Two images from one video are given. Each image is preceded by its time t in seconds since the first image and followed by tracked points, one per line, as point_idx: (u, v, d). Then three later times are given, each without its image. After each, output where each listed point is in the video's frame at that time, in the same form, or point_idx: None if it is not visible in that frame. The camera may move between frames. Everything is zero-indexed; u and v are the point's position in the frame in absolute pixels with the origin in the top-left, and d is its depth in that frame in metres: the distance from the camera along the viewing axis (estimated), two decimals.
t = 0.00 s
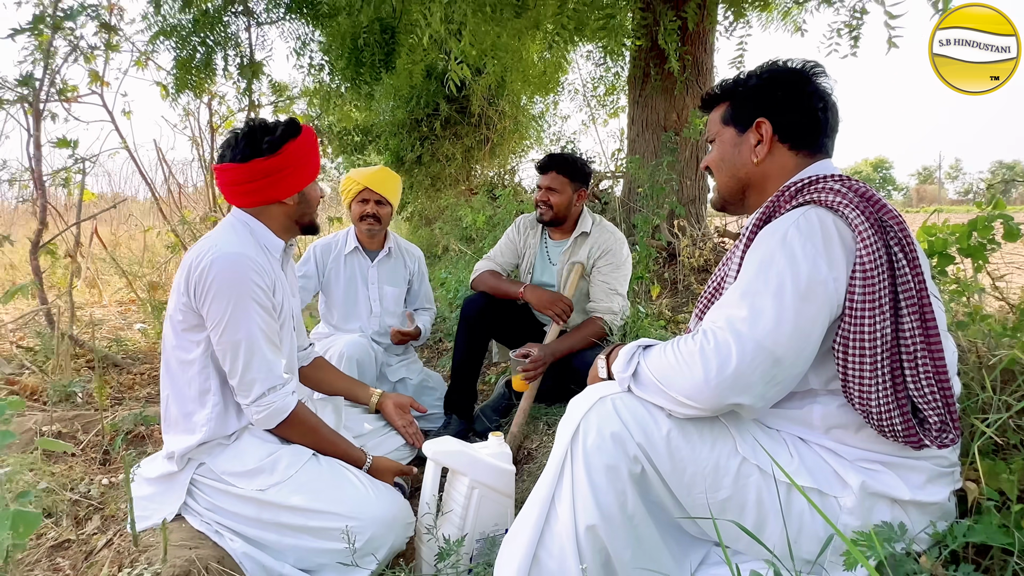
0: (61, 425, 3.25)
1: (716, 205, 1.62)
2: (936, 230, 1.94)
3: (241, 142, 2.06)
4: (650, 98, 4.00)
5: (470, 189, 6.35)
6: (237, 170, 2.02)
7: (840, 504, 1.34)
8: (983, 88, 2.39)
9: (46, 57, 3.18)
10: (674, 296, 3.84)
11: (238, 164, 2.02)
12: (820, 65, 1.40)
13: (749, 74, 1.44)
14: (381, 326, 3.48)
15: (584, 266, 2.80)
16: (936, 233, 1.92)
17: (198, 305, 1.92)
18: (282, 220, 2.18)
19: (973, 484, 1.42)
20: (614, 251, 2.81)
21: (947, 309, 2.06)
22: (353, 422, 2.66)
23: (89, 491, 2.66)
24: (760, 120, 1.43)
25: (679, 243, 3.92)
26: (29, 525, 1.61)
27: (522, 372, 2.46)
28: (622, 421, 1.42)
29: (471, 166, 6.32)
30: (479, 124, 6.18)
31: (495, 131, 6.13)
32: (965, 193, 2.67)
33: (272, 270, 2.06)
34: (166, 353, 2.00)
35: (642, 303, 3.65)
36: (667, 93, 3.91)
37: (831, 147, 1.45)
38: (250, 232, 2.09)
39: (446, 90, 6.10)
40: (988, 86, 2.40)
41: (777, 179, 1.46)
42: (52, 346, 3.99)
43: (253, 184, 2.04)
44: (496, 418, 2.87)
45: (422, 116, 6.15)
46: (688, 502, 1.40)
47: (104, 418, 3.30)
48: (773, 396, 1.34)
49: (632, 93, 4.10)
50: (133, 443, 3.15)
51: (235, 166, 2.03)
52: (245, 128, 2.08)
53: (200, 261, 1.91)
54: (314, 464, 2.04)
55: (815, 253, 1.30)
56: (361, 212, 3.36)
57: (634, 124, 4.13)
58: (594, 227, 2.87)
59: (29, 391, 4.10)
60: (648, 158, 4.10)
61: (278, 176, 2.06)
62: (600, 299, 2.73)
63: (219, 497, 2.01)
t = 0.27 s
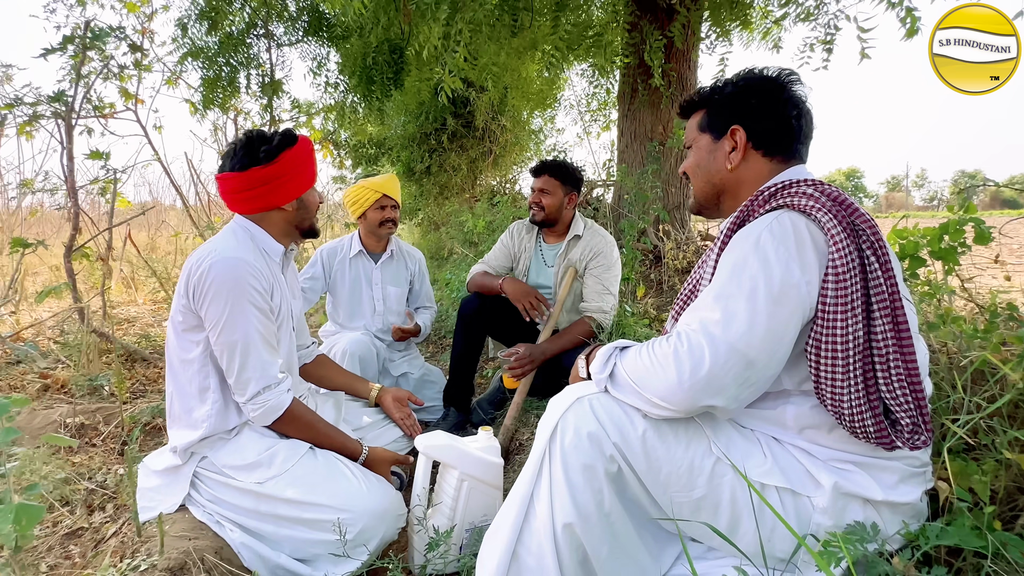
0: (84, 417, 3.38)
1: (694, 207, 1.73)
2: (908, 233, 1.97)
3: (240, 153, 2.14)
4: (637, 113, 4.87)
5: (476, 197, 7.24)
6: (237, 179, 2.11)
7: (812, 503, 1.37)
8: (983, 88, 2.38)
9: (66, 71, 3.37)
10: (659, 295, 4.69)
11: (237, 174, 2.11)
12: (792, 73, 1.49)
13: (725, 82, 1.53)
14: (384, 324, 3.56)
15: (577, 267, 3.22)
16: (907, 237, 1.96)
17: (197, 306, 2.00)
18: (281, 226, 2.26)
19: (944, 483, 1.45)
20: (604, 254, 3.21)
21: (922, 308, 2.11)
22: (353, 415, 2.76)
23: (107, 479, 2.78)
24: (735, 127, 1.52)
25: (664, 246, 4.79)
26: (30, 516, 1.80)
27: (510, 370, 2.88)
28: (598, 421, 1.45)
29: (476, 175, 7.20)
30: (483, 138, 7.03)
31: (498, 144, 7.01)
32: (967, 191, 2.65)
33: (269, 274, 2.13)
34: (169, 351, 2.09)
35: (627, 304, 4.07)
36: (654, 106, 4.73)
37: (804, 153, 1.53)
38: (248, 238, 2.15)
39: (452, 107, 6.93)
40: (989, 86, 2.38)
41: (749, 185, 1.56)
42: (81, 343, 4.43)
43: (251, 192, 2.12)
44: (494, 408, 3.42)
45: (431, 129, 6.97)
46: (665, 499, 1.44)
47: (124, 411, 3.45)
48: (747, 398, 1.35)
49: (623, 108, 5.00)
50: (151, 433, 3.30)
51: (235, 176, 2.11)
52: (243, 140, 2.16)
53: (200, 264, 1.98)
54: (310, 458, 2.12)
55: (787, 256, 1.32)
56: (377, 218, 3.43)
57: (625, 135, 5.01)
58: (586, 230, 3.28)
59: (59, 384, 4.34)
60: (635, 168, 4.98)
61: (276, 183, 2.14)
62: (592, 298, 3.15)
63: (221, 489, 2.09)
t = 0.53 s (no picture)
0: (92, 415, 3.42)
1: (690, 210, 1.77)
2: (901, 235, 1.96)
3: (241, 156, 2.15)
4: (635, 117, 5.11)
5: (478, 199, 7.33)
6: (238, 181, 2.12)
7: (806, 506, 1.36)
8: (983, 89, 2.35)
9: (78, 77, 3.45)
10: (655, 295, 4.82)
11: (238, 176, 2.12)
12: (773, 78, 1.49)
13: (704, 92, 1.56)
14: (386, 324, 3.57)
15: (575, 272, 3.23)
16: (902, 238, 1.95)
17: (199, 306, 2.01)
18: (281, 228, 2.27)
19: (938, 486, 1.45)
20: (602, 259, 3.22)
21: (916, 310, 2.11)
22: (353, 414, 2.79)
23: (111, 476, 2.81)
24: (717, 137, 1.55)
25: (660, 247, 4.91)
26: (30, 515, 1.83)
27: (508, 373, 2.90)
28: (591, 423, 1.45)
29: (478, 178, 7.30)
30: (485, 142, 7.14)
31: (499, 149, 7.14)
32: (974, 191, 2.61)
33: (270, 274, 2.15)
34: (171, 350, 2.11)
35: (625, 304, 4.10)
36: (650, 111, 5.01)
37: (790, 154, 1.54)
38: (251, 239, 2.17)
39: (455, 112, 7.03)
40: (989, 85, 2.35)
41: (738, 191, 1.59)
42: (92, 343, 4.54)
43: (252, 194, 2.13)
44: (493, 406, 3.43)
45: (434, 134, 7.08)
46: (657, 501, 1.44)
47: (130, 409, 3.49)
48: (740, 400, 1.35)
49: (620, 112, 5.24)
50: (155, 431, 3.34)
51: (236, 179, 2.12)
52: (243, 143, 2.16)
53: (202, 264, 2.00)
54: (309, 457, 2.14)
55: (780, 258, 1.32)
56: (383, 220, 3.45)
57: (622, 140, 5.23)
58: (585, 236, 3.27)
59: (69, 382, 4.42)
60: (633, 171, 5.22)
61: (276, 187, 2.15)
62: (590, 303, 3.18)
63: (221, 487, 2.11)
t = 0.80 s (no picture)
0: (91, 416, 3.41)
1: (693, 214, 1.76)
2: (904, 238, 1.95)
3: (243, 158, 2.15)
4: (635, 117, 5.11)
5: (478, 201, 7.33)
6: (240, 183, 2.11)
7: (808, 511, 1.35)
8: (983, 89, 2.34)
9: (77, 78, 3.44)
10: (656, 297, 4.81)
11: (241, 177, 2.11)
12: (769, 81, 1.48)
13: (698, 98, 1.55)
14: (386, 326, 3.56)
15: (576, 274, 3.22)
16: (906, 241, 1.93)
17: (199, 307, 2.00)
18: (283, 230, 2.26)
19: (942, 490, 1.44)
20: (602, 263, 3.21)
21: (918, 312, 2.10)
22: (353, 417, 2.78)
23: (110, 478, 2.80)
24: (713, 143, 1.54)
25: (661, 249, 4.90)
26: (28, 519, 1.82)
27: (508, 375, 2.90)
28: (592, 426, 1.44)
29: (477, 179, 7.30)
30: (485, 143, 7.15)
31: (499, 150, 7.14)
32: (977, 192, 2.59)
33: (271, 276, 2.14)
34: (170, 352, 2.10)
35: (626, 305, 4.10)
36: (650, 112, 5.01)
37: (789, 157, 1.53)
38: (252, 241, 2.16)
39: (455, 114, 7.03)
40: (989, 85, 2.34)
41: (737, 195, 1.58)
42: (91, 344, 4.54)
43: (254, 196, 2.12)
44: (493, 408, 3.43)
45: (435, 135, 7.07)
46: (658, 506, 1.43)
47: (129, 411, 3.48)
48: (742, 404, 1.33)
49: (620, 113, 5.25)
50: (155, 433, 3.34)
51: (239, 181, 2.11)
52: (246, 145, 2.16)
53: (203, 266, 1.99)
54: (308, 460, 2.13)
55: (783, 262, 1.30)
56: (382, 223, 3.44)
57: (621, 141, 5.24)
58: (585, 240, 3.26)
59: (69, 384, 4.41)
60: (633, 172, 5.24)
61: (278, 189, 2.14)
62: (590, 308, 3.17)
63: (219, 490, 2.10)
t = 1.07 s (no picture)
0: (89, 418, 3.39)
1: (695, 216, 1.76)
2: (906, 239, 1.95)
3: (247, 158, 2.14)
4: (635, 118, 5.12)
5: (477, 201, 7.33)
6: (243, 183, 2.10)
7: (812, 513, 1.35)
8: (983, 89, 2.34)
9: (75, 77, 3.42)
10: (655, 298, 4.81)
11: (244, 178, 2.10)
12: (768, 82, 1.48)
13: (697, 101, 1.55)
14: (386, 327, 3.55)
15: (578, 276, 3.21)
16: (908, 243, 1.93)
17: (200, 307, 1.99)
18: (285, 231, 2.25)
19: (945, 492, 1.43)
20: (603, 265, 3.21)
21: (919, 313, 2.10)
22: (353, 418, 2.76)
23: (108, 480, 2.79)
24: (713, 145, 1.54)
25: (660, 250, 4.91)
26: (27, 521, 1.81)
27: (510, 375, 2.90)
28: (595, 428, 1.44)
29: (476, 180, 7.30)
30: (484, 144, 7.15)
31: (497, 151, 7.15)
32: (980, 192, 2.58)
33: (274, 277, 2.13)
34: (170, 351, 2.09)
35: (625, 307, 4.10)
36: (650, 113, 5.02)
37: (790, 157, 1.53)
38: (255, 241, 2.15)
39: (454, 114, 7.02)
40: (989, 86, 2.35)
41: (739, 197, 1.58)
42: (89, 345, 4.53)
43: (258, 196, 2.11)
44: (492, 409, 3.43)
45: (433, 136, 7.07)
46: (662, 508, 1.42)
47: (127, 412, 3.46)
48: (746, 406, 1.33)
49: (619, 115, 5.26)
50: (153, 434, 3.32)
51: (242, 181, 2.10)
52: (249, 146, 2.15)
53: (206, 265, 1.98)
54: (308, 462, 2.12)
55: (787, 263, 1.30)
56: (383, 225, 3.43)
57: (620, 142, 5.25)
58: (586, 243, 3.25)
59: (66, 385, 4.39)
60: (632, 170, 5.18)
61: (281, 190, 2.13)
62: (592, 310, 3.18)
63: (218, 492, 2.09)
